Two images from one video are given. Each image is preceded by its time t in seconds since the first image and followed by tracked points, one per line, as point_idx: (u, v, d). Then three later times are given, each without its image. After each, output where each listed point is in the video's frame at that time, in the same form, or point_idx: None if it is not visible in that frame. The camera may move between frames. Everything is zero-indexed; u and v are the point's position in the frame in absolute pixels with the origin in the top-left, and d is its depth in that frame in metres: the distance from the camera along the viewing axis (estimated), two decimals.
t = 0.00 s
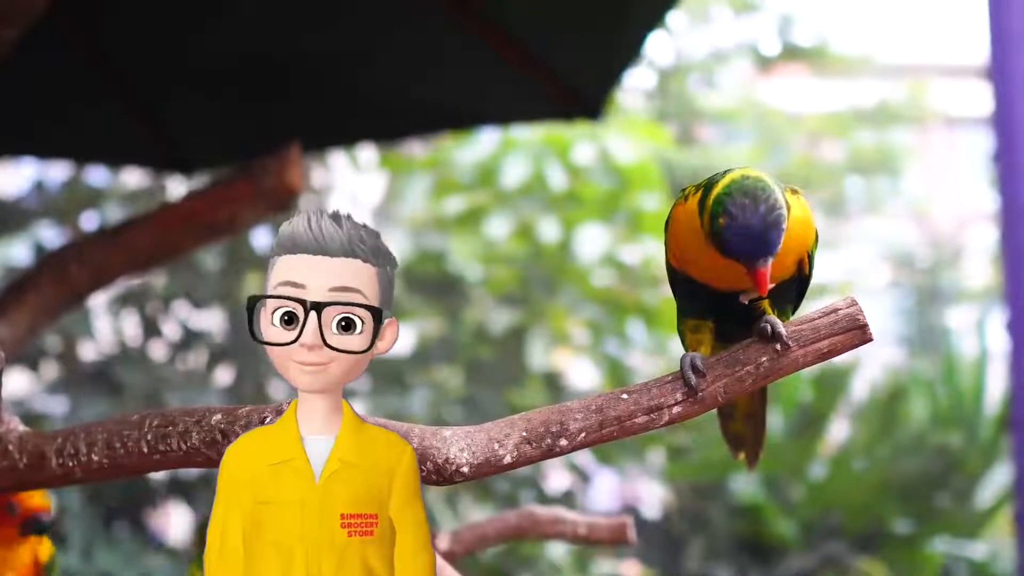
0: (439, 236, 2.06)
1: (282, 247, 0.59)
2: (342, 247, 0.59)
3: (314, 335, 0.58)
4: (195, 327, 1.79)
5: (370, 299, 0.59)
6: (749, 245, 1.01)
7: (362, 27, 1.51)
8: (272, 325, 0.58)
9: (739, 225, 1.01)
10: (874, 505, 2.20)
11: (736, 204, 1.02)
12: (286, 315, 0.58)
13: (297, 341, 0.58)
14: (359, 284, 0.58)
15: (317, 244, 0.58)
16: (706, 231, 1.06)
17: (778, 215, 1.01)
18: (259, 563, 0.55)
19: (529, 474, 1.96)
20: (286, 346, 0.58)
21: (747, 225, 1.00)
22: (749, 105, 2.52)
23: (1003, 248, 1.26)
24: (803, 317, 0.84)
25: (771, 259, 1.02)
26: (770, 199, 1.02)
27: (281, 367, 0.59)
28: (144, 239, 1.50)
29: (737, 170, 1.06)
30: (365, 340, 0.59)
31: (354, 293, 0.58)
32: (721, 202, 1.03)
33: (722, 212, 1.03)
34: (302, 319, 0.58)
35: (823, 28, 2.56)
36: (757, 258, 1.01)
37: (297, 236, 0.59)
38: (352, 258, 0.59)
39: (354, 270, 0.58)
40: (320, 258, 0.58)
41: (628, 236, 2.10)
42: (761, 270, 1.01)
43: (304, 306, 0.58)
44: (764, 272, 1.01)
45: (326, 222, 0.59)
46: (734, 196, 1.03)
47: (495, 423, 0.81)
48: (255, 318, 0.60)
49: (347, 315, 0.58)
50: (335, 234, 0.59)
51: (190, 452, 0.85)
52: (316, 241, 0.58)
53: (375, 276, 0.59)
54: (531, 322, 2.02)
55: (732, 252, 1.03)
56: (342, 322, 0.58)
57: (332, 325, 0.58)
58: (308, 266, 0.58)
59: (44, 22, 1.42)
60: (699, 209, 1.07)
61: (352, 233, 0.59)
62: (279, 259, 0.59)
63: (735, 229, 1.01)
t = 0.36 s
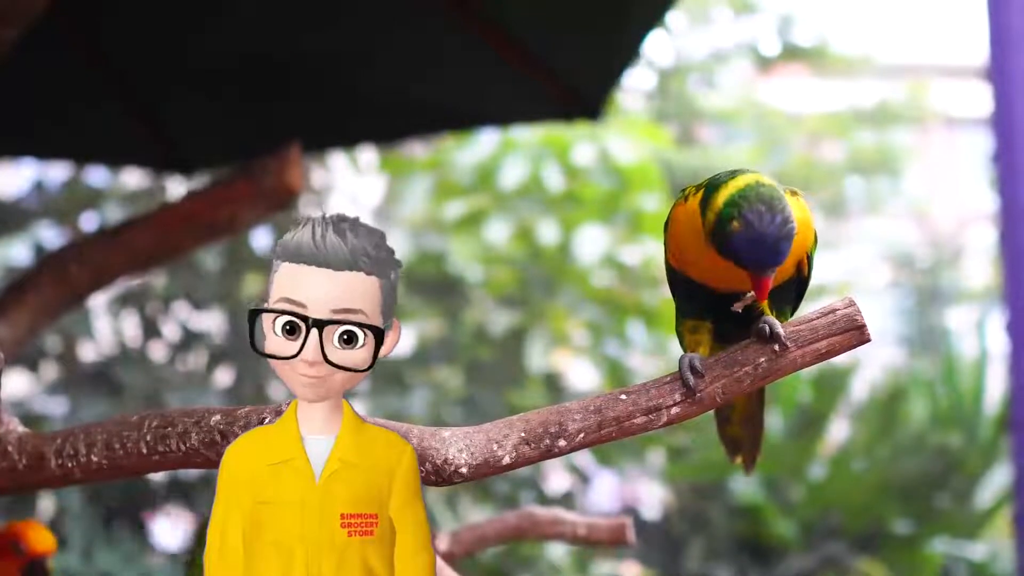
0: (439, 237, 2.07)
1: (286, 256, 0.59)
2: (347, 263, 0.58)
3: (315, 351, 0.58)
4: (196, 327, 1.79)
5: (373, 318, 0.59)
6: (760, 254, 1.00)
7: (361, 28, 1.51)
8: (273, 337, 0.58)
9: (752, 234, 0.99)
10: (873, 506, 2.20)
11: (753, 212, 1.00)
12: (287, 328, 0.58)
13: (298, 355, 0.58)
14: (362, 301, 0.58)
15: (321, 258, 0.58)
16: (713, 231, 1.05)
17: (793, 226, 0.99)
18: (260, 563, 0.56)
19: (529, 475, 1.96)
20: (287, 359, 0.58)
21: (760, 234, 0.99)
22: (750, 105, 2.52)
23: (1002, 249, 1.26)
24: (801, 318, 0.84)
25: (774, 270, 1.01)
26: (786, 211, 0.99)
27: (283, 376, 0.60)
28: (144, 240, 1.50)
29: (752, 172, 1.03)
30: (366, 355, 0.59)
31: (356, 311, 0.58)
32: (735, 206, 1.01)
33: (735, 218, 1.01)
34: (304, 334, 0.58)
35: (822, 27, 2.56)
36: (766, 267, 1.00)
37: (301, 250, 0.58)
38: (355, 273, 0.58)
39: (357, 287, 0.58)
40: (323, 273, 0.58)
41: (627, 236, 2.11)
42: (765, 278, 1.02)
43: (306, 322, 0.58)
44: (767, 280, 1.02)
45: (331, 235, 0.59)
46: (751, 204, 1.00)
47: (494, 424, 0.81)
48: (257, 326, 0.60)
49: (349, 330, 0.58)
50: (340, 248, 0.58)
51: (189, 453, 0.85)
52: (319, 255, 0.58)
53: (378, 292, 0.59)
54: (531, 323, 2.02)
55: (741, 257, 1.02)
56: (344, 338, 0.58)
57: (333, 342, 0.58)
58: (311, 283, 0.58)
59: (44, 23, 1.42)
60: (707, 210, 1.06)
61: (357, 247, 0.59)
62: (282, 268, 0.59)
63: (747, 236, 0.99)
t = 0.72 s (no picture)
0: (439, 237, 2.07)
1: (279, 251, 0.59)
2: (340, 254, 0.58)
3: (313, 342, 0.58)
4: (195, 328, 1.79)
5: (368, 304, 0.59)
6: (761, 259, 1.01)
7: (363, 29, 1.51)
8: (269, 331, 0.58)
9: (753, 238, 1.00)
10: (873, 507, 2.21)
11: (754, 214, 1.01)
12: (284, 320, 0.58)
13: (295, 347, 0.58)
14: (357, 291, 0.58)
15: (314, 249, 0.58)
16: (712, 234, 1.06)
17: (793, 230, 1.01)
18: (260, 563, 0.56)
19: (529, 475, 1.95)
20: (285, 352, 0.58)
21: (762, 238, 1.00)
22: (750, 106, 2.52)
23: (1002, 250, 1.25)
24: (800, 320, 0.84)
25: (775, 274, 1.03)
26: (787, 213, 1.01)
27: (280, 372, 0.60)
28: (144, 241, 1.50)
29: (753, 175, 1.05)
30: (364, 344, 0.59)
31: (352, 300, 0.58)
32: (736, 210, 1.02)
33: (736, 221, 1.02)
34: (300, 326, 0.58)
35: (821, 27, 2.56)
36: (767, 271, 1.01)
37: (294, 243, 0.58)
38: (349, 263, 0.59)
39: (351, 276, 0.58)
40: (316, 264, 0.58)
41: (627, 237, 2.11)
42: (765, 283, 1.03)
43: (302, 312, 0.58)
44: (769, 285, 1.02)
45: (323, 227, 0.59)
46: (751, 208, 1.01)
47: (493, 425, 0.81)
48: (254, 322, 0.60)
49: (345, 319, 0.58)
50: (333, 239, 0.59)
51: (188, 454, 0.85)
52: (313, 247, 0.58)
53: (372, 281, 0.59)
54: (531, 324, 2.02)
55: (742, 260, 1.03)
56: (341, 327, 0.58)
57: (330, 332, 0.58)
58: (306, 274, 0.58)
59: (45, 24, 1.42)
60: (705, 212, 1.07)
61: (349, 237, 0.59)
62: (276, 262, 0.59)
63: (748, 240, 1.01)
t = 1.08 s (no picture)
0: (440, 238, 2.07)
1: (281, 248, 0.59)
2: (342, 249, 0.59)
3: (318, 336, 0.58)
4: (195, 328, 1.79)
5: (371, 298, 0.59)
6: (756, 277, 0.99)
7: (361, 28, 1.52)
8: (273, 327, 0.58)
9: (747, 257, 0.98)
10: (873, 507, 2.21)
11: (749, 233, 0.99)
12: (288, 316, 0.58)
13: (300, 342, 0.58)
14: (359, 284, 0.59)
15: (317, 245, 0.59)
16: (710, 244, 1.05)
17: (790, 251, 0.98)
18: (260, 564, 0.56)
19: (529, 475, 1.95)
20: (289, 347, 0.58)
21: (758, 256, 0.98)
22: (750, 106, 2.53)
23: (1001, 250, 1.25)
24: (799, 320, 0.84)
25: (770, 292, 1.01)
26: (784, 233, 0.98)
27: (282, 370, 0.60)
28: (144, 241, 1.50)
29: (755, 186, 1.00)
30: (368, 338, 0.59)
31: (355, 293, 0.58)
32: (733, 226, 1.00)
33: (731, 238, 1.00)
34: (304, 321, 0.58)
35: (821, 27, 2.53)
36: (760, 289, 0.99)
37: (296, 240, 0.59)
38: (351, 258, 0.59)
39: (354, 270, 0.59)
40: (319, 259, 0.58)
41: (627, 238, 2.11)
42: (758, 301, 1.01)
43: (307, 307, 0.58)
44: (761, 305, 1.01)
45: (325, 224, 0.60)
46: (747, 225, 0.99)
47: (492, 425, 0.82)
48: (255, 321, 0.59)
49: (349, 314, 0.59)
50: (335, 235, 0.59)
51: (187, 454, 0.85)
52: (315, 242, 0.59)
53: (374, 277, 0.60)
54: (532, 324, 2.02)
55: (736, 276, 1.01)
56: (345, 321, 0.59)
57: (335, 325, 0.58)
58: (309, 269, 0.58)
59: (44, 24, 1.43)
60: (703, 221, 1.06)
61: (351, 234, 0.60)
62: (276, 260, 0.59)
63: (742, 258, 0.99)
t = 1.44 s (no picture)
0: (440, 238, 2.07)
1: (281, 253, 0.59)
2: (343, 251, 0.59)
3: (329, 342, 0.58)
4: (195, 329, 1.79)
5: (374, 299, 0.59)
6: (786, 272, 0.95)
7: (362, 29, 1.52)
8: (281, 335, 0.58)
9: (786, 248, 0.94)
10: (872, 508, 2.22)
11: (789, 225, 0.95)
12: (295, 323, 0.58)
13: (312, 349, 0.58)
14: (364, 286, 0.59)
15: (318, 248, 0.58)
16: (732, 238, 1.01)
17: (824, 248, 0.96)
18: (259, 565, 0.56)
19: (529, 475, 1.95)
20: (301, 355, 0.58)
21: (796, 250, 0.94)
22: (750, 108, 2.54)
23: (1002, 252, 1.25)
24: (800, 320, 0.84)
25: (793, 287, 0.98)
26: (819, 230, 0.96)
27: (292, 376, 0.60)
28: (143, 241, 1.50)
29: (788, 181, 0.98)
30: (376, 340, 0.59)
31: (361, 296, 0.59)
32: (773, 216, 0.95)
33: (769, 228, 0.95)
34: (314, 327, 0.58)
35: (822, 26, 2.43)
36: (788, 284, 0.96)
37: (297, 245, 0.58)
38: (352, 259, 0.59)
39: (358, 272, 0.59)
40: (322, 263, 0.58)
41: (627, 238, 2.10)
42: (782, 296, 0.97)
43: (315, 313, 0.58)
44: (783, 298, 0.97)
45: (324, 227, 0.59)
46: (788, 216, 0.95)
47: (492, 426, 0.81)
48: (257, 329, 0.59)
49: (358, 316, 0.59)
50: (335, 238, 0.59)
51: (187, 455, 0.85)
52: (317, 246, 0.58)
53: (374, 276, 0.60)
54: (532, 324, 2.02)
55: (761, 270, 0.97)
56: (353, 325, 0.59)
57: (344, 328, 0.58)
58: (312, 274, 0.58)
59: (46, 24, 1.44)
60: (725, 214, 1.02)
61: (350, 235, 0.60)
62: (275, 265, 0.59)
63: (780, 250, 0.94)
